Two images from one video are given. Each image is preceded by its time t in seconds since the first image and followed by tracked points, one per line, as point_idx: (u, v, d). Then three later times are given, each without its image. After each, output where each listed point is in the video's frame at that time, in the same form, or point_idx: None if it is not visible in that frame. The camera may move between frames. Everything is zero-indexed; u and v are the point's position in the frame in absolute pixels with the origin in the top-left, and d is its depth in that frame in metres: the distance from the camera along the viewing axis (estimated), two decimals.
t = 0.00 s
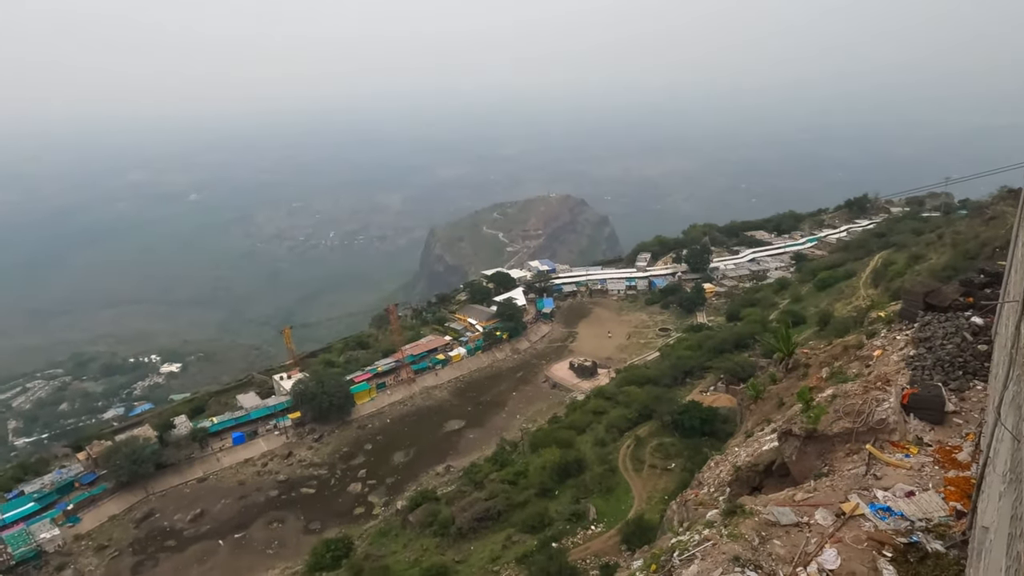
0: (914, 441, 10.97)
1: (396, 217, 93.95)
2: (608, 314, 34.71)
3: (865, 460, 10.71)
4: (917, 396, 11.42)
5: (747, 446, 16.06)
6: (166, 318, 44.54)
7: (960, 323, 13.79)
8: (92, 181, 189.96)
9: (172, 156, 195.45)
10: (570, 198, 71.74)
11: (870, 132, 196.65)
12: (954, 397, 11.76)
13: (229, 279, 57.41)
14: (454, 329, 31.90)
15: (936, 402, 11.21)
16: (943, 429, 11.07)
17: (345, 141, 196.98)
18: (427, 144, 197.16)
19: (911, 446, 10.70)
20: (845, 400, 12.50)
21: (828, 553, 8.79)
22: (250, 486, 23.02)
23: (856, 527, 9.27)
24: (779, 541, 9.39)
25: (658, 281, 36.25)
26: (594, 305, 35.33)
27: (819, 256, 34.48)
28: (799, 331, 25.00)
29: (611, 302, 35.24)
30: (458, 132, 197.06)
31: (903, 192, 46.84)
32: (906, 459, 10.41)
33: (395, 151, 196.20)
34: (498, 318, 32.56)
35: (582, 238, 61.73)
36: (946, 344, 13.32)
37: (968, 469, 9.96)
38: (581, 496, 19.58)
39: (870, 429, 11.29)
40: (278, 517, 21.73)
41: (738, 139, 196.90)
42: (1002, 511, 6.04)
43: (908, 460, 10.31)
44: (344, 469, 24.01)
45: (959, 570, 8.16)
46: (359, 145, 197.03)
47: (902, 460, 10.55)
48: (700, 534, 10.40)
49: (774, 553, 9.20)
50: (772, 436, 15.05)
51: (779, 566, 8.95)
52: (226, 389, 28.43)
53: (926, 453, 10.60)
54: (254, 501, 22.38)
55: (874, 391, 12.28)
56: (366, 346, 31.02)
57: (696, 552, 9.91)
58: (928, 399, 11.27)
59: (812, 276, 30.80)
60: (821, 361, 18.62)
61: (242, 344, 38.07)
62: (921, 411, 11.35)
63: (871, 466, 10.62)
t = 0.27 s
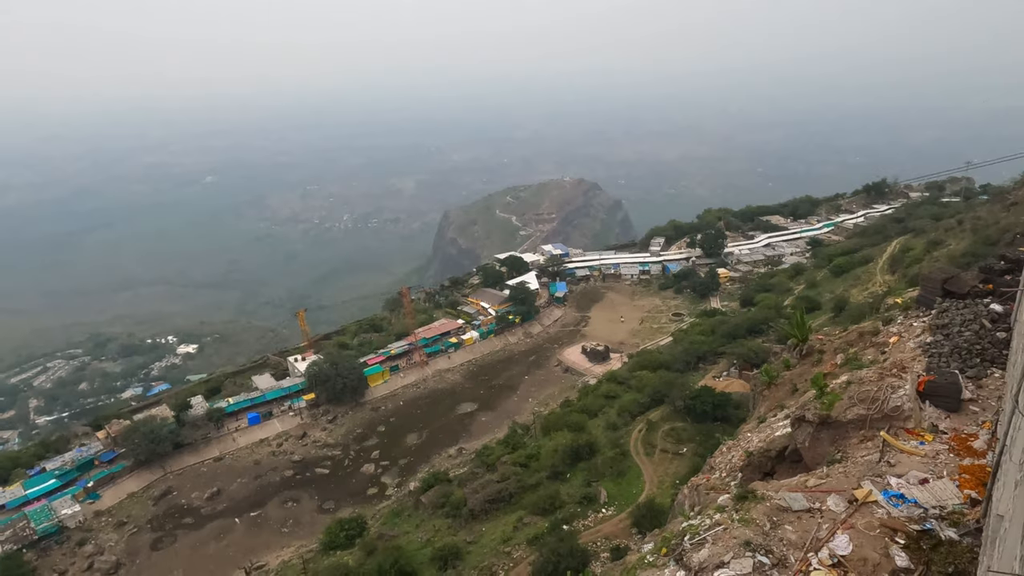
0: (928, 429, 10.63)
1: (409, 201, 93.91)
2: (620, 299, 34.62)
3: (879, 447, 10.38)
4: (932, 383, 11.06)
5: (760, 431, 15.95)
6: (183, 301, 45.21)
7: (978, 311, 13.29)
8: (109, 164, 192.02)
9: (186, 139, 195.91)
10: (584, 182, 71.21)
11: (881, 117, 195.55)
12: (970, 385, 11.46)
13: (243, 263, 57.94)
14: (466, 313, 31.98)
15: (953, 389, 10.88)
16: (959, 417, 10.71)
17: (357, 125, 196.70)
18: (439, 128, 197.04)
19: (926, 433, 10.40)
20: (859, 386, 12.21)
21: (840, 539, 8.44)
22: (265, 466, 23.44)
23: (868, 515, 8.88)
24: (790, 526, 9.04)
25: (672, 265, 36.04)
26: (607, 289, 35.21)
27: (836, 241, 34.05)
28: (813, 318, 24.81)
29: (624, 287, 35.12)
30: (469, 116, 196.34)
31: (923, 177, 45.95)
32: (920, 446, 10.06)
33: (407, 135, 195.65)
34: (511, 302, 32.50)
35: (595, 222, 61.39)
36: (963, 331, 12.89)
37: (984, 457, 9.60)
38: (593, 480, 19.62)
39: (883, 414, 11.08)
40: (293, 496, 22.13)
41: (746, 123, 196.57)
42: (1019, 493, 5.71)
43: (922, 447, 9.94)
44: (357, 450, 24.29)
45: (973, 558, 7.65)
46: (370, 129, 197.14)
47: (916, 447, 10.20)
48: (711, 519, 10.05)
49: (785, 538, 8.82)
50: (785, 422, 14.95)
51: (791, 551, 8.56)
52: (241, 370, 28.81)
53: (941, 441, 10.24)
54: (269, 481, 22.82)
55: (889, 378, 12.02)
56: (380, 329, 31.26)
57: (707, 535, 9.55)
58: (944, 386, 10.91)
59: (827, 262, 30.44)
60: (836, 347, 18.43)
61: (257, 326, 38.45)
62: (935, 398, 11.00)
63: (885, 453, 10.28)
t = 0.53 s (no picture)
0: (948, 416, 10.29)
1: (425, 181, 93.64)
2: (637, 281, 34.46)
3: (897, 433, 10.16)
4: (952, 368, 10.64)
5: (777, 415, 15.76)
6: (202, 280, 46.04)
7: (1004, 296, 12.71)
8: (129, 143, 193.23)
9: (204, 118, 196.38)
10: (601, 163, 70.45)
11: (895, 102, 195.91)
12: (993, 370, 11.08)
13: (261, 242, 58.37)
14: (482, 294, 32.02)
15: (975, 375, 10.43)
16: (979, 403, 10.32)
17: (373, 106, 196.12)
18: (454, 109, 197.04)
19: (946, 420, 10.07)
20: (879, 371, 11.93)
21: (855, 523, 8.37)
22: (284, 443, 23.94)
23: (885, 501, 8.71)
24: (805, 511, 8.94)
25: (690, 248, 35.73)
26: (624, 271, 35.02)
27: (858, 225, 33.49)
28: (833, 302, 24.53)
29: (641, 269, 34.90)
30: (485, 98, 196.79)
31: (950, 159, 44.82)
32: (940, 433, 9.79)
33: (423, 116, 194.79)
34: (527, 283, 32.39)
35: (612, 204, 60.83)
36: (986, 318, 12.36)
37: (1003, 444, 9.31)
38: (607, 461, 19.65)
39: (904, 398, 10.76)
40: (311, 473, 22.66)
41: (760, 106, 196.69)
42: None
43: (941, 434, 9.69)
44: (374, 428, 24.61)
45: (990, 545, 7.61)
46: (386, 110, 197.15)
47: (935, 433, 9.93)
48: (725, 500, 9.99)
49: (800, 522, 8.74)
50: (802, 407, 14.76)
51: (806, 535, 8.50)
52: (260, 348, 29.25)
53: (961, 428, 9.93)
54: (288, 457, 23.36)
55: (909, 363, 11.71)
56: (396, 309, 31.50)
57: (722, 517, 9.51)
58: (965, 372, 10.45)
59: (848, 245, 29.97)
60: (855, 331, 18.12)
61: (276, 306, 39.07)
62: (956, 384, 10.59)
63: (903, 439, 10.08)
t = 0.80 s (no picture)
0: (971, 403, 9.81)
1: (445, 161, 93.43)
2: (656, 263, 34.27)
3: (917, 419, 9.68)
4: (976, 354, 10.21)
5: (795, 400, 15.60)
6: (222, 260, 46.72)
7: None
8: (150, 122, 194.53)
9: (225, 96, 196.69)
10: (621, 143, 69.63)
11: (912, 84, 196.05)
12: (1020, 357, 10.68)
13: (280, 222, 58.89)
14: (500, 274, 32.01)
15: (1001, 362, 9.99)
16: (1005, 390, 9.85)
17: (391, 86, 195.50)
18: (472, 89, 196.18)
19: (969, 407, 9.55)
20: (902, 358, 11.55)
21: (873, 510, 7.95)
22: (304, 419, 24.33)
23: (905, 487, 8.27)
24: (822, 495, 8.59)
25: (711, 230, 35.36)
26: (643, 253, 34.78)
27: (884, 208, 32.87)
28: (855, 286, 24.18)
29: (661, 251, 34.63)
30: (503, 78, 196.88)
31: (982, 141, 43.57)
32: (961, 419, 9.29)
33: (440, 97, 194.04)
34: (546, 264, 32.16)
35: (633, 185, 60.23)
36: (1014, 304, 12.21)
37: None
38: (624, 443, 19.67)
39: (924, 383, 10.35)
40: (331, 449, 23.07)
41: (776, 88, 196.85)
42: None
43: (963, 421, 9.19)
44: (393, 406, 24.88)
45: (1011, 533, 7.07)
46: (404, 90, 196.89)
47: (957, 420, 9.41)
48: (742, 483, 9.74)
49: (816, 506, 8.41)
50: (822, 392, 14.58)
51: (822, 519, 8.17)
52: (281, 326, 29.65)
53: (985, 414, 9.42)
54: (309, 433, 23.74)
55: (932, 350, 11.36)
56: (415, 289, 31.69)
57: (738, 500, 9.29)
58: (990, 357, 10.02)
59: (873, 229, 29.42)
60: (878, 316, 17.82)
61: (296, 284, 39.49)
62: (980, 370, 10.15)
63: (923, 425, 9.56)
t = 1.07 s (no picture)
0: (1005, 390, 9.37)
1: (471, 137, 92.92)
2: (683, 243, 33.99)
3: (946, 405, 9.25)
4: (1013, 343, 9.77)
5: (820, 383, 15.38)
6: (251, 234, 47.66)
7: None
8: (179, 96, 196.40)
9: (251, 71, 196.89)
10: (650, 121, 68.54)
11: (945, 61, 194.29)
12: None
13: (306, 198, 59.35)
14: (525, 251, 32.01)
15: None
16: None
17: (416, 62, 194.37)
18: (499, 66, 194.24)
19: (1001, 394, 9.12)
20: (932, 342, 10.86)
21: (898, 495, 7.68)
22: (330, 391, 24.73)
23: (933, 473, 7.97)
24: (845, 481, 8.32)
25: (739, 210, 34.85)
26: (670, 233, 34.43)
27: (920, 190, 31.99)
28: (887, 270, 23.64)
29: (688, 230, 34.25)
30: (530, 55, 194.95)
31: None
32: (994, 407, 8.85)
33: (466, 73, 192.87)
34: (571, 242, 32.06)
35: (661, 163, 59.37)
36: None
37: None
38: (645, 423, 19.56)
39: (954, 371, 9.81)
40: (355, 421, 23.42)
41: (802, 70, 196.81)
42: None
43: (995, 409, 8.75)
44: (417, 380, 25.17)
45: None
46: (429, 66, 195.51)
47: (988, 408, 8.98)
48: (763, 466, 9.56)
49: (839, 490, 8.16)
50: (850, 375, 14.36)
51: (844, 504, 7.92)
52: (308, 299, 30.07)
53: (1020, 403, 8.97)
54: (334, 405, 24.12)
55: (964, 335, 10.59)
56: (440, 265, 31.89)
57: (759, 482, 9.10)
58: None
59: (907, 211, 28.67)
60: (910, 301, 17.37)
61: (323, 260, 40.16)
62: (1015, 358, 9.74)
63: (952, 411, 9.17)
